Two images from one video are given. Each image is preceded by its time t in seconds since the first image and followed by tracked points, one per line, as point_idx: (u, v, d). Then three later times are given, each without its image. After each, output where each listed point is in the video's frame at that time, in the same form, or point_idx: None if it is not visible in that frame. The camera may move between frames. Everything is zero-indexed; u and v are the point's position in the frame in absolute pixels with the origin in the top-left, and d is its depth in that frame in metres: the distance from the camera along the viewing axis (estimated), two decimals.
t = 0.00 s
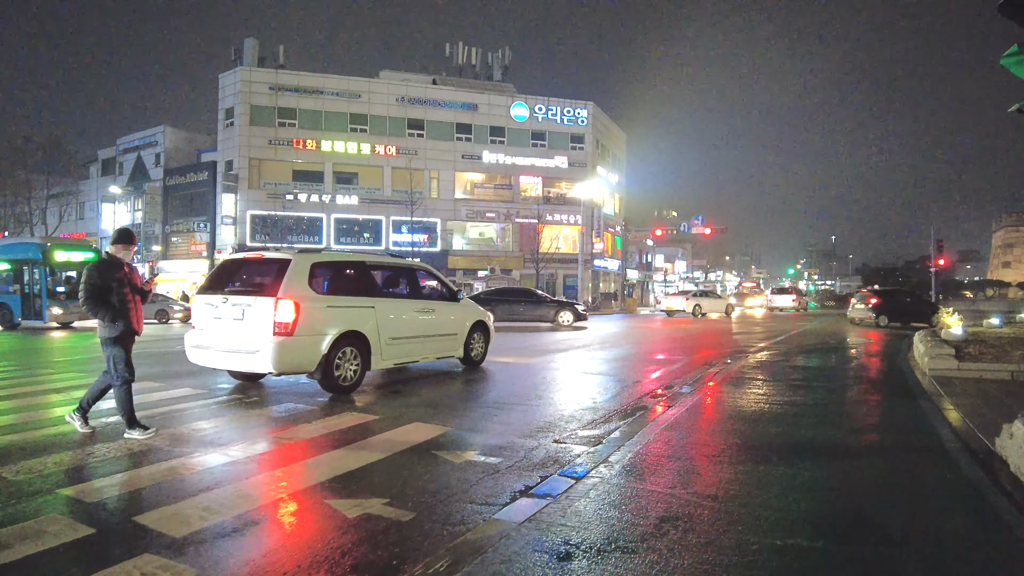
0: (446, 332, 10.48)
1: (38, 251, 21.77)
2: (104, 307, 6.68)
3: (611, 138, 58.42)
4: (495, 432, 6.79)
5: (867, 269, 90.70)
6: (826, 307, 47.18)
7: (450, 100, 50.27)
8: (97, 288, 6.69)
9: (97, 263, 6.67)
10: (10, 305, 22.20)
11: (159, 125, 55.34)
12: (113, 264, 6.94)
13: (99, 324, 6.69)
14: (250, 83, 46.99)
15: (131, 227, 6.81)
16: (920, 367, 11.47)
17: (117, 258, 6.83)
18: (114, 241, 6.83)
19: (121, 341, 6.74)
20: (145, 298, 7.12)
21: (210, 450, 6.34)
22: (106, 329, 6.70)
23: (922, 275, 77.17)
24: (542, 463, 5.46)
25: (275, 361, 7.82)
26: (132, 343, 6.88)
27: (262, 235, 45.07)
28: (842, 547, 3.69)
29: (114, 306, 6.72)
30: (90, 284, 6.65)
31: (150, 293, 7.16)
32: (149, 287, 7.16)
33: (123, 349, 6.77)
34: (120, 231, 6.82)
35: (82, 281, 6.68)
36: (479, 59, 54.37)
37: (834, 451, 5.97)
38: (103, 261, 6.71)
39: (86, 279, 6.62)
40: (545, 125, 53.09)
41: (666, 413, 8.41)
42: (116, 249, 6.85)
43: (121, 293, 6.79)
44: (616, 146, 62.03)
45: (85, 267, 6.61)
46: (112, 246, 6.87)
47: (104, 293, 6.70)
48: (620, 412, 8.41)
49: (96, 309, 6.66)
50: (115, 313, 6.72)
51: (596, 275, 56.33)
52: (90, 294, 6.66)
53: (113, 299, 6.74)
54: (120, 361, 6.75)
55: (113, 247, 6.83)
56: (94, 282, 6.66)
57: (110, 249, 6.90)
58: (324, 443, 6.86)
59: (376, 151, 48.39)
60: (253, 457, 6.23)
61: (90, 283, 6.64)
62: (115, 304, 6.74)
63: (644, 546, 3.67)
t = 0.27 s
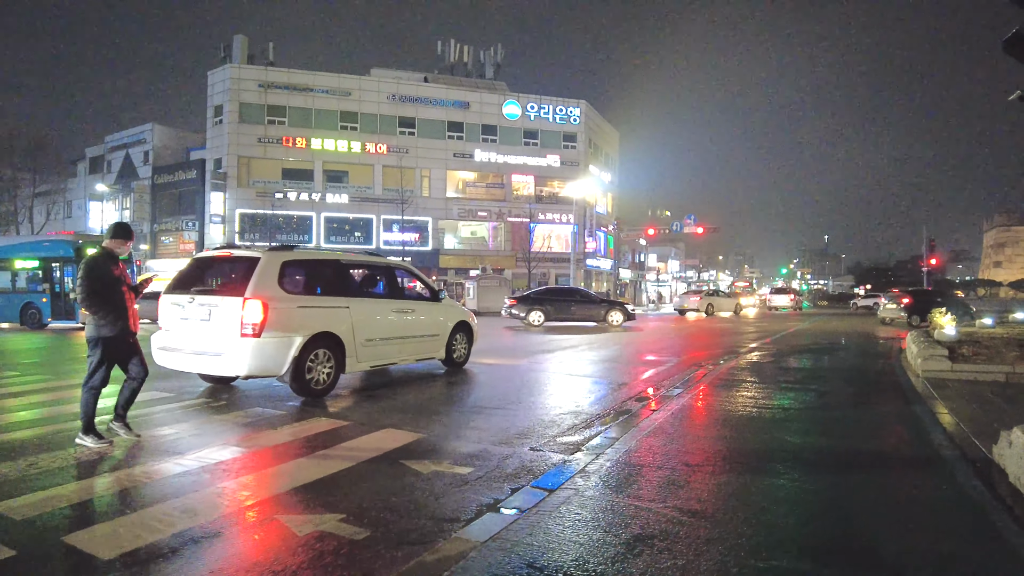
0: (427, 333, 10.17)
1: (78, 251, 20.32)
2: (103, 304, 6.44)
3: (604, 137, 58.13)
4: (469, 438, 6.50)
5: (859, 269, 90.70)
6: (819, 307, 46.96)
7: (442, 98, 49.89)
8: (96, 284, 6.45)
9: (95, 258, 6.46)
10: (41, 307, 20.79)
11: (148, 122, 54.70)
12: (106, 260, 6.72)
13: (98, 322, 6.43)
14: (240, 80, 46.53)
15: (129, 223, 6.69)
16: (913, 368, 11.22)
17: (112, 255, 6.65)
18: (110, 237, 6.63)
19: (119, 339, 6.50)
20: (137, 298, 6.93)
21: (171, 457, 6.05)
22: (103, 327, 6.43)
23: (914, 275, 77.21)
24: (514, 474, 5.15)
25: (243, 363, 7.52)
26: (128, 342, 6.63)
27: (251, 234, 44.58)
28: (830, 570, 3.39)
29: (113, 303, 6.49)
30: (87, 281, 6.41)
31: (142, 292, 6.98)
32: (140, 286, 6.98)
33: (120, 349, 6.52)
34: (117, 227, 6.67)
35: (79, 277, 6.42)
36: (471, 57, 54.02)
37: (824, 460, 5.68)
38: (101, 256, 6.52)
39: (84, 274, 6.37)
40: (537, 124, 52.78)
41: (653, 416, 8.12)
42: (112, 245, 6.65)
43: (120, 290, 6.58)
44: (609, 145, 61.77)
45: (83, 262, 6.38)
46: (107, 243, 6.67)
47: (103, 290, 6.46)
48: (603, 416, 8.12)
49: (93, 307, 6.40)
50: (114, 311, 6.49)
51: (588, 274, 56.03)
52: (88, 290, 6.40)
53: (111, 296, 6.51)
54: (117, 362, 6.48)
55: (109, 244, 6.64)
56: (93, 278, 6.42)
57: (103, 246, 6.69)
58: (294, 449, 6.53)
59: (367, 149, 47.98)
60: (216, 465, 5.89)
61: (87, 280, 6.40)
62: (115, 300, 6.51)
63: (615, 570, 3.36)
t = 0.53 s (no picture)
0: (401, 336, 9.85)
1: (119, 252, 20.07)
2: (93, 311, 5.97)
3: (591, 137, 57.99)
4: (436, 448, 6.18)
5: (846, 269, 91.09)
6: (807, 307, 47.07)
7: (428, 97, 49.54)
8: (85, 291, 5.96)
9: (84, 263, 5.97)
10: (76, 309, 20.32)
11: (130, 122, 53.92)
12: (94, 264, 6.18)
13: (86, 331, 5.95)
14: (224, 79, 46.01)
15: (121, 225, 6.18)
16: (899, 370, 11.03)
17: (104, 258, 6.14)
18: (101, 238, 6.12)
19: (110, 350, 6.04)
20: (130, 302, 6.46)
21: (116, 469, 5.71)
22: (92, 337, 5.97)
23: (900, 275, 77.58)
24: (476, 489, 4.83)
25: (204, 367, 7.20)
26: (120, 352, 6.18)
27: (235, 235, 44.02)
28: None
29: (104, 311, 6.02)
30: (75, 286, 5.92)
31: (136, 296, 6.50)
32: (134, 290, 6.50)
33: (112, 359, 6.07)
34: (107, 228, 6.14)
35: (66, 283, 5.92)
36: (458, 56, 53.71)
37: (807, 469, 5.39)
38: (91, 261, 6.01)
39: (70, 280, 5.87)
40: (524, 123, 52.54)
41: (637, 422, 7.81)
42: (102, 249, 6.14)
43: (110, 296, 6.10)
44: (597, 145, 61.62)
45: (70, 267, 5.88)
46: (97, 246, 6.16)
47: (92, 297, 5.97)
48: (580, 421, 7.83)
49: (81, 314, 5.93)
50: (104, 320, 6.01)
51: (576, 275, 55.82)
52: (77, 297, 5.92)
53: (101, 304, 6.03)
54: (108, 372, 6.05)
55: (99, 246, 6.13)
56: (83, 284, 5.93)
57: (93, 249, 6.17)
58: (255, 459, 6.19)
59: (353, 148, 47.56)
60: (169, 476, 5.56)
61: (76, 285, 5.90)
62: (106, 308, 6.03)
63: None
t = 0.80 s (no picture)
0: (379, 337, 9.52)
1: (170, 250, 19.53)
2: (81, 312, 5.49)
3: (583, 136, 57.81)
4: (409, 456, 5.86)
5: (838, 269, 91.22)
6: (798, 308, 47.00)
7: (419, 96, 49.22)
8: (72, 291, 5.47)
9: (71, 260, 5.47)
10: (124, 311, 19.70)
11: (117, 121, 53.31)
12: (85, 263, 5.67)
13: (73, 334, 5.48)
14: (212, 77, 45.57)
15: (112, 218, 5.65)
16: (892, 372, 10.79)
17: (95, 254, 5.64)
18: (91, 232, 5.61)
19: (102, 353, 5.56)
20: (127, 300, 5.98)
21: (69, 479, 5.38)
22: (80, 340, 5.49)
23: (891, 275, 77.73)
24: (445, 504, 4.53)
25: (169, 371, 6.89)
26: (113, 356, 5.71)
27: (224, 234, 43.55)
28: None
29: (93, 312, 5.52)
30: (62, 284, 5.42)
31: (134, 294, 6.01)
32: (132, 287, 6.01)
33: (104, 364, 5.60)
34: (98, 221, 5.61)
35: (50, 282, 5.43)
36: (449, 55, 53.43)
37: (798, 479, 5.10)
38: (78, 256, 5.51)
39: (55, 280, 5.39)
40: (516, 123, 52.30)
41: (625, 425, 7.51)
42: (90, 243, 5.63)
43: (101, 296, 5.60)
44: (589, 145, 61.43)
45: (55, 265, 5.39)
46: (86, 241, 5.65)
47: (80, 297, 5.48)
48: (562, 426, 7.52)
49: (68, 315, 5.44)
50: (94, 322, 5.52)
51: (568, 275, 55.59)
52: (62, 297, 5.43)
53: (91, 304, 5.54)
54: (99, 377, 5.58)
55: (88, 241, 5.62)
56: (68, 284, 5.43)
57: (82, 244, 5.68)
58: (222, 467, 5.87)
59: (343, 148, 47.21)
60: (126, 486, 5.24)
61: (62, 284, 5.42)
62: (95, 309, 5.54)
63: None
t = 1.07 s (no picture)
0: (361, 338, 9.17)
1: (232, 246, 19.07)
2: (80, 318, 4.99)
3: (579, 135, 57.48)
4: (382, 468, 5.51)
5: (834, 270, 91.04)
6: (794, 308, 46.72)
7: (413, 94, 48.84)
8: (71, 295, 4.97)
9: (67, 262, 4.98)
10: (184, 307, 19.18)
11: (109, 118, 52.73)
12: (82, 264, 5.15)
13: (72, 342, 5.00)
14: (204, 74, 45.11)
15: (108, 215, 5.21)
16: (891, 375, 10.47)
17: (92, 254, 5.17)
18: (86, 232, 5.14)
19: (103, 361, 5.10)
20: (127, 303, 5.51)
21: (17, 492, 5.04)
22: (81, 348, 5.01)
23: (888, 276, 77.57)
24: (415, 523, 4.17)
25: (135, 374, 6.55)
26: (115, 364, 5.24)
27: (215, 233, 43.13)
28: None
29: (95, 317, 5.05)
30: (58, 287, 4.92)
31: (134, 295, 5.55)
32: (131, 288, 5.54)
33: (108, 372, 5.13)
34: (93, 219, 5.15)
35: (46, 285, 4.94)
36: (444, 53, 53.06)
37: (797, 496, 4.74)
38: (77, 258, 5.04)
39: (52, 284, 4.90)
40: (511, 122, 51.95)
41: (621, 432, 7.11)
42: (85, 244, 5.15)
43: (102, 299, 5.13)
44: (585, 144, 61.12)
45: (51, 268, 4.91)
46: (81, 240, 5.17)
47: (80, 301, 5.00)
48: (549, 432, 7.17)
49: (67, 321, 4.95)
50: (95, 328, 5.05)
51: (564, 275, 55.24)
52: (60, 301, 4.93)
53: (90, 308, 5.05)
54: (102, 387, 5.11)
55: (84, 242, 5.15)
56: (67, 286, 4.94)
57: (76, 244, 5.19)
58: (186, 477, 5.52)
59: (336, 146, 46.80)
60: (80, 499, 4.89)
61: (58, 288, 4.93)
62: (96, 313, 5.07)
63: None
